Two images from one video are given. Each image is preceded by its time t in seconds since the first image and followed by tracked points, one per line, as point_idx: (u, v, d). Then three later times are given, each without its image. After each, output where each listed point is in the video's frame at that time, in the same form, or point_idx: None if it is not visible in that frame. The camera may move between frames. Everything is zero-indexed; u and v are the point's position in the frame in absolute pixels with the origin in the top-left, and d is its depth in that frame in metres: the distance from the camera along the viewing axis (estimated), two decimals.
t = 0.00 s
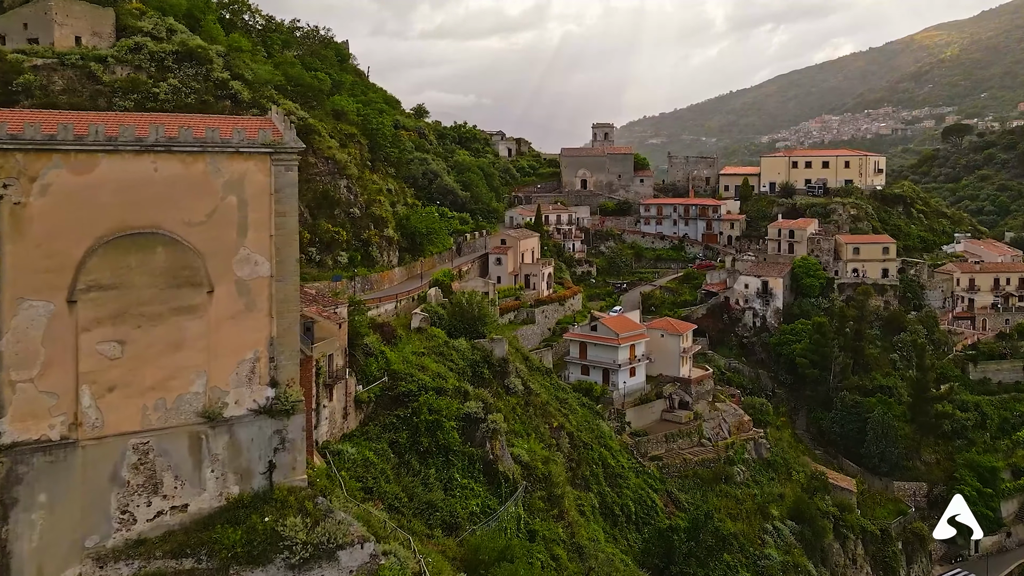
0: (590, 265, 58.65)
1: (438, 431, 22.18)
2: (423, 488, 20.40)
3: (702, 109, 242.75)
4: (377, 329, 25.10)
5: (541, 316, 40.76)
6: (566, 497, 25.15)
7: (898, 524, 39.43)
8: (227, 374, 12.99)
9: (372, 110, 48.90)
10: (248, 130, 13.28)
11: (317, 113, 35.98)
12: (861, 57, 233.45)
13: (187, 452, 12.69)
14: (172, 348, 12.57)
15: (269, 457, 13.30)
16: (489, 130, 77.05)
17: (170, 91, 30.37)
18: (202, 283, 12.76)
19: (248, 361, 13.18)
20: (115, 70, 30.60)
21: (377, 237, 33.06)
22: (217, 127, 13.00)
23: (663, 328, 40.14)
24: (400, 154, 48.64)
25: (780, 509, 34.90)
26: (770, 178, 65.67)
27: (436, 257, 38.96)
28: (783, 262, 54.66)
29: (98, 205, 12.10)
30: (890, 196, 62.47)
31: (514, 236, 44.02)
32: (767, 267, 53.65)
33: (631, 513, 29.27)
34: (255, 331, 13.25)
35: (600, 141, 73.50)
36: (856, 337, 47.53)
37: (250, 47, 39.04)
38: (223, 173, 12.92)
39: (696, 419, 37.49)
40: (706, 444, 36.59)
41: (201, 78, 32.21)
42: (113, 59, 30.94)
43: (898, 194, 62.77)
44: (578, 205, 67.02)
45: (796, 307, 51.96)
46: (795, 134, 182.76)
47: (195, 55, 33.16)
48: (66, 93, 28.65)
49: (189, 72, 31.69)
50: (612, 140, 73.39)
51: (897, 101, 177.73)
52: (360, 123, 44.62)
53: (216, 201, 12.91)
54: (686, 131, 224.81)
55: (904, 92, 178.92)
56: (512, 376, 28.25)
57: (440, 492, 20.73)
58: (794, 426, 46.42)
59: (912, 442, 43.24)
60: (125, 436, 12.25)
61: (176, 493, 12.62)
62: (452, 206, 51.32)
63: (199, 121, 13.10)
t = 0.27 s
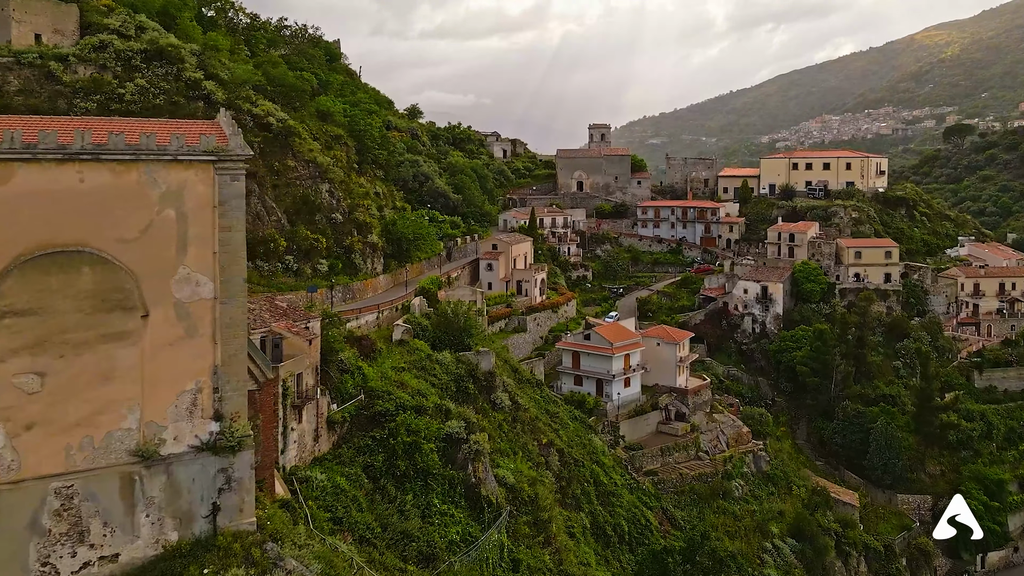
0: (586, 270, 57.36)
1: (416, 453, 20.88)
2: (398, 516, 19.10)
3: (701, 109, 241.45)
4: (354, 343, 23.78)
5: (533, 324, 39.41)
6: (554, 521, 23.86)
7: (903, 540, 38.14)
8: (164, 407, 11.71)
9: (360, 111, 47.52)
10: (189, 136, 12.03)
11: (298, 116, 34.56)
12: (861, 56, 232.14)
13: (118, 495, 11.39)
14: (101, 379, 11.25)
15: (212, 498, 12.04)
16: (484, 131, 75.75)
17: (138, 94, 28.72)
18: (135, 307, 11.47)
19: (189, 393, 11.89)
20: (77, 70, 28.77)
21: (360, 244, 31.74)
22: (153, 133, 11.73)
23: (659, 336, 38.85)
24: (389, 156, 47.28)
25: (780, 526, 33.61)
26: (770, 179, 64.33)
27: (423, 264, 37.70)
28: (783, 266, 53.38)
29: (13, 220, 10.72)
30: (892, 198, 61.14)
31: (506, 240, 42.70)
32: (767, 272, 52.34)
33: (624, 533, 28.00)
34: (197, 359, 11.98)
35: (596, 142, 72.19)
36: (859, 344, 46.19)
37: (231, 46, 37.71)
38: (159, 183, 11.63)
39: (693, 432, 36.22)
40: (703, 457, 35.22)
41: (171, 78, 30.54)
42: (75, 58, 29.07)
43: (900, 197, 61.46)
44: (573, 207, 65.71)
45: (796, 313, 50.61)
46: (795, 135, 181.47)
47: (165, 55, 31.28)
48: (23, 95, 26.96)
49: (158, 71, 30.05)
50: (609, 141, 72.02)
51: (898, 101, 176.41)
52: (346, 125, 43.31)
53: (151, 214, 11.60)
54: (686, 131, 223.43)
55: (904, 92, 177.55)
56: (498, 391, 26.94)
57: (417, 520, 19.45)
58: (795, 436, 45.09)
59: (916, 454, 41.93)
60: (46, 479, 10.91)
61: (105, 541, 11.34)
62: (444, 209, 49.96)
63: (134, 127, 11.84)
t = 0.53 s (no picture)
0: (581, 275, 56.03)
1: (392, 480, 19.58)
2: (370, 549, 17.81)
3: (701, 109, 240.05)
4: (328, 360, 22.49)
5: (525, 333, 38.07)
6: (541, 547, 22.51)
7: (908, 557, 36.84)
8: (86, 449, 10.55)
9: (349, 112, 46.10)
10: (114, 143, 10.84)
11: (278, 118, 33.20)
12: (861, 56, 230.69)
13: (31, 550, 10.16)
14: (12, 420, 9.99)
15: (141, 552, 10.89)
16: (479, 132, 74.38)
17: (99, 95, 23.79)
18: (52, 337, 10.21)
19: (115, 434, 10.76)
20: (33, 70, 23.15)
21: (342, 252, 30.42)
22: (72, 140, 10.45)
23: (655, 345, 37.51)
24: (378, 159, 45.91)
25: (780, 546, 32.36)
26: (770, 182, 62.95)
27: (409, 271, 36.46)
28: (784, 271, 52.01)
29: None
30: (895, 201, 59.78)
31: (497, 246, 41.39)
32: (767, 277, 51.02)
33: (617, 556, 26.67)
34: (125, 395, 10.82)
35: (592, 143, 70.83)
36: (861, 353, 44.84)
37: (211, 45, 36.36)
38: (78, 198, 10.38)
39: (690, 445, 34.91)
40: (701, 472, 33.95)
41: (139, 78, 25.50)
42: (29, 56, 23.37)
43: (904, 199, 60.09)
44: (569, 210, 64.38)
45: (797, 319, 49.26)
46: (795, 134, 180.13)
47: (133, 54, 26.18)
48: None
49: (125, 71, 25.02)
50: (606, 142, 70.62)
51: (898, 101, 175.03)
52: (333, 126, 41.96)
53: (70, 233, 10.34)
54: (686, 130, 221.91)
55: (905, 92, 176.15)
56: (484, 407, 25.63)
57: (392, 552, 18.14)
58: (795, 447, 43.82)
59: (921, 466, 40.64)
60: None
61: None
62: (435, 213, 48.59)
63: (51, 133, 10.60)
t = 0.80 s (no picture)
0: (577, 279, 54.72)
1: (363, 509, 18.25)
2: None
3: (700, 109, 238.61)
4: (299, 378, 21.13)
5: (516, 342, 36.75)
6: None
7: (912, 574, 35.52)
8: None
9: (336, 113, 44.78)
10: (18, 154, 9.72)
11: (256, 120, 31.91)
12: (861, 55, 229.30)
13: None
14: None
15: None
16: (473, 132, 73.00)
17: (59, 95, 22.43)
18: None
19: (20, 485, 9.60)
20: None
21: (321, 260, 29.09)
22: None
23: (651, 354, 36.20)
24: (366, 161, 44.60)
25: (780, 567, 31.06)
26: (770, 184, 61.58)
27: (395, 278, 35.22)
28: (784, 276, 50.67)
29: None
30: (898, 203, 58.41)
31: (487, 250, 40.08)
32: (766, 282, 49.66)
33: None
34: (32, 437, 9.68)
35: (588, 144, 69.45)
36: (864, 360, 43.49)
37: (188, 44, 35.03)
38: None
39: (686, 459, 33.63)
40: (698, 488, 32.68)
41: (102, 78, 24.14)
42: None
43: (907, 202, 58.73)
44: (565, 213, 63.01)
45: (797, 326, 47.93)
46: (795, 134, 178.70)
47: (98, 53, 24.77)
48: None
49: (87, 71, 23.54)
50: (603, 143, 69.27)
51: (899, 101, 173.62)
52: (317, 128, 40.64)
53: None
54: (685, 130, 220.45)
55: (905, 92, 174.75)
56: (467, 425, 24.28)
57: None
58: (796, 458, 42.54)
59: (926, 479, 39.30)
60: None
61: None
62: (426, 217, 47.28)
63: None
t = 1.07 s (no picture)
0: (572, 284, 53.37)
1: (331, 542, 16.94)
2: None
3: (699, 109, 237.20)
4: (265, 398, 19.82)
5: (506, 351, 35.43)
6: None
7: None
8: None
9: (322, 113, 43.42)
10: None
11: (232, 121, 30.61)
12: (861, 55, 227.90)
13: None
14: None
15: None
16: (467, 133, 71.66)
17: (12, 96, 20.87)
18: None
19: None
20: None
21: (299, 268, 27.81)
22: None
23: (646, 365, 34.85)
24: (353, 163, 43.25)
25: None
26: (770, 186, 60.22)
27: (380, 286, 33.87)
28: (784, 281, 49.28)
29: None
30: (901, 206, 57.06)
31: (477, 256, 38.73)
32: (766, 288, 48.30)
33: None
34: None
35: (584, 145, 68.11)
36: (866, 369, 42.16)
37: (164, 43, 33.75)
38: None
39: (682, 475, 32.36)
40: (694, 505, 31.44)
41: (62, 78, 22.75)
42: None
43: (910, 204, 57.37)
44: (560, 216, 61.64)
45: (797, 333, 46.63)
46: (795, 134, 177.25)
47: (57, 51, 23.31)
48: None
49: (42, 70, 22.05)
50: (599, 144, 67.91)
51: (899, 100, 172.16)
52: (302, 129, 39.33)
53: None
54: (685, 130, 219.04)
55: (906, 91, 173.41)
56: (449, 445, 22.93)
57: None
58: (796, 470, 41.29)
59: (931, 492, 37.97)
60: None
61: None
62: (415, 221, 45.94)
63: None
